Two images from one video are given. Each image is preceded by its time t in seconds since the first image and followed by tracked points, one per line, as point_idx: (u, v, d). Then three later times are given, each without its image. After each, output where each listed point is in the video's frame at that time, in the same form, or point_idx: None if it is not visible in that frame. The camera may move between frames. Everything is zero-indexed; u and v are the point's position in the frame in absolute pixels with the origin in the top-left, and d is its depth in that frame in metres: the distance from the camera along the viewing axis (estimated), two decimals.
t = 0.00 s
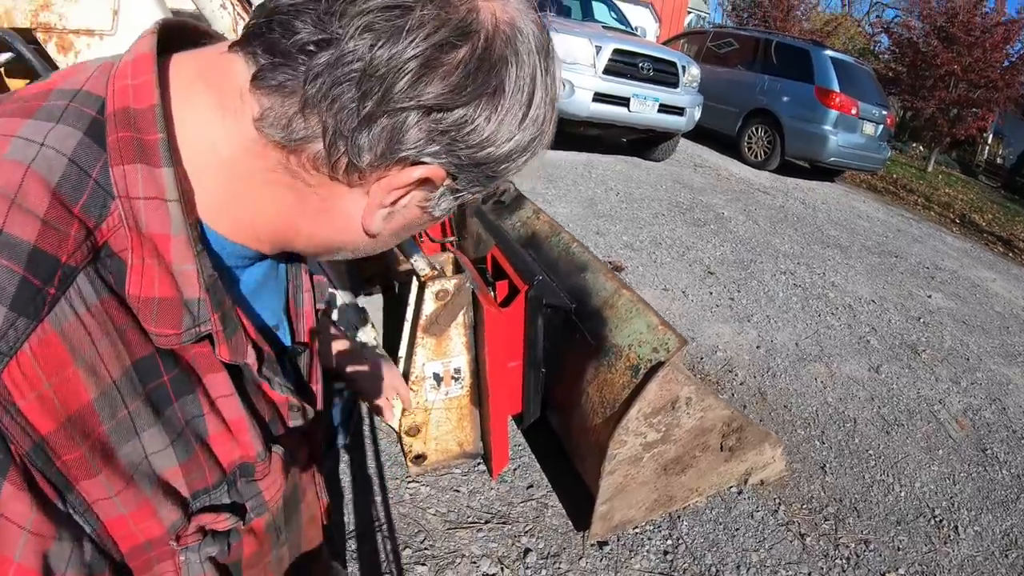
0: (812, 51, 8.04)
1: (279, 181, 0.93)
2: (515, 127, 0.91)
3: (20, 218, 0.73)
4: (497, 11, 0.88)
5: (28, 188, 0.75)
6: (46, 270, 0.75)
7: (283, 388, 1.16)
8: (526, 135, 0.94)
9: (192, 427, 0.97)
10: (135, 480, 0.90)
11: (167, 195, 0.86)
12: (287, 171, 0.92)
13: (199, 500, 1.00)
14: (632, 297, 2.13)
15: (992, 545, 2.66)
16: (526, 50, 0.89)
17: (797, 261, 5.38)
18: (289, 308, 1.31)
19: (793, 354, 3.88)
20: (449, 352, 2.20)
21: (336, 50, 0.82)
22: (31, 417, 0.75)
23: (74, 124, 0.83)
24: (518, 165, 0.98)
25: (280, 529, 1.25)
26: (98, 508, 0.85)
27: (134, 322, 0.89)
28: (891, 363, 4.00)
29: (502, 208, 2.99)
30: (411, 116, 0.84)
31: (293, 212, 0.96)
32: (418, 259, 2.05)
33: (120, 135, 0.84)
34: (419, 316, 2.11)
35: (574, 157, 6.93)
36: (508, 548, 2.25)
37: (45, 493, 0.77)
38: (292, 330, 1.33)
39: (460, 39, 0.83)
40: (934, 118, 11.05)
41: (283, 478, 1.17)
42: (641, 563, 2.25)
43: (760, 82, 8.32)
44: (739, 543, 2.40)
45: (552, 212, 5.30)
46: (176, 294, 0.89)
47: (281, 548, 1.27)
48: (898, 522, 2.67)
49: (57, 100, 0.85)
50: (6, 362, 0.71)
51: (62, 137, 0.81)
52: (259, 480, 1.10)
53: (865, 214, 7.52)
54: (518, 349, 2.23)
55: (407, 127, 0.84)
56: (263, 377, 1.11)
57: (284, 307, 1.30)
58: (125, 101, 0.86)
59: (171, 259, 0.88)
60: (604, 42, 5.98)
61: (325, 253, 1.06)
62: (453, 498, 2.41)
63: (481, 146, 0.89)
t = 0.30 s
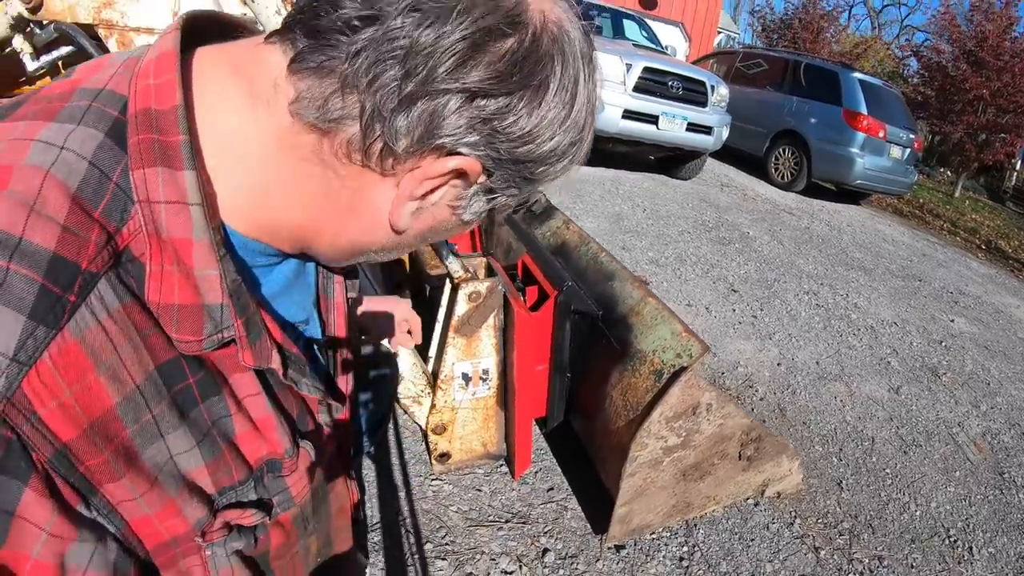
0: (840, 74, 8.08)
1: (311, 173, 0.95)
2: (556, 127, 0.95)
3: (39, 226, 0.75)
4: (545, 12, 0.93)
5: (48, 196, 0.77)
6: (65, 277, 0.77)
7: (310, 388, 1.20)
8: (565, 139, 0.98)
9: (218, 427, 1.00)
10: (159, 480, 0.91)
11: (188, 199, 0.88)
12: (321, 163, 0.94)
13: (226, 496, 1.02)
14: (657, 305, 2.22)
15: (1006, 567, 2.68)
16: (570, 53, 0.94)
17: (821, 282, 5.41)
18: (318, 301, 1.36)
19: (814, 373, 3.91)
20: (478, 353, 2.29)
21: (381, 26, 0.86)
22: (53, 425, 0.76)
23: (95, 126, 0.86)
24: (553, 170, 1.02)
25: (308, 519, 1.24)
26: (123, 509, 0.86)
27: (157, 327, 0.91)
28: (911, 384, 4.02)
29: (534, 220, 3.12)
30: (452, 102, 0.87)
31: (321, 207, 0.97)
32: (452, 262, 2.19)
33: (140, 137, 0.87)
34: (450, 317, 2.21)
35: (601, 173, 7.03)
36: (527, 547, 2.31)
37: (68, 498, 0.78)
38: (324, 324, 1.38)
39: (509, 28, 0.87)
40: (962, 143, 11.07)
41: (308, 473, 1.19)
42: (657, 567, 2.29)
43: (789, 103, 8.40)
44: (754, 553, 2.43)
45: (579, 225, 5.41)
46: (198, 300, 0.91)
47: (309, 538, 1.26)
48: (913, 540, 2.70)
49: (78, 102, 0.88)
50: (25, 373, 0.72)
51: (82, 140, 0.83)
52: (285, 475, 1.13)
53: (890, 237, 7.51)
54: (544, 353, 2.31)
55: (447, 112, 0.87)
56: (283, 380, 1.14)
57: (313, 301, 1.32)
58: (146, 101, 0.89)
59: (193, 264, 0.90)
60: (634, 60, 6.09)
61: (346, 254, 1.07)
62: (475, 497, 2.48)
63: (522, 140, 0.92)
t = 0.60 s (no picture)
0: (860, 70, 8.02)
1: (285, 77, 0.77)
2: None
3: (57, 191, 0.73)
4: None
5: (66, 158, 0.74)
6: (78, 242, 0.73)
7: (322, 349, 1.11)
8: None
9: (231, 392, 0.93)
10: (173, 444, 0.85)
11: (197, 155, 0.83)
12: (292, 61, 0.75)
13: (240, 464, 0.95)
14: (676, 294, 2.25)
15: None
16: None
17: (840, 279, 5.39)
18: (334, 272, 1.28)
19: (832, 368, 3.91)
20: (499, 341, 2.34)
21: None
22: (66, 382, 0.72)
23: (107, 92, 0.81)
24: None
25: (326, 496, 1.20)
26: (136, 472, 0.81)
27: (166, 287, 0.85)
28: (930, 381, 4.01)
29: (555, 213, 3.16)
30: None
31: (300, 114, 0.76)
32: (475, 251, 2.27)
33: (150, 100, 0.82)
34: (473, 305, 2.28)
35: (621, 170, 7.05)
36: (545, 535, 2.33)
37: (80, 457, 0.74)
38: (338, 296, 1.29)
39: None
40: (983, 141, 10.96)
41: (326, 442, 1.11)
42: (674, 557, 2.31)
43: (808, 100, 8.35)
44: (771, 545, 2.44)
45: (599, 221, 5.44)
46: (208, 252, 0.86)
47: (327, 516, 1.22)
48: (930, 535, 2.70)
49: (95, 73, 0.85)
50: (39, 331, 0.69)
51: (96, 106, 0.79)
52: (300, 445, 1.05)
53: (910, 235, 7.46)
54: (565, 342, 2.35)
55: None
56: (296, 340, 1.05)
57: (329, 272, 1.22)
58: (155, 69, 0.84)
59: (203, 219, 0.85)
60: (653, 57, 6.09)
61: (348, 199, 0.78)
62: (494, 485, 2.51)
63: None
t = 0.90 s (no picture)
0: (877, 64, 7.94)
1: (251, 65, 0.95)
2: None
3: (94, 186, 0.81)
4: None
5: (104, 158, 0.83)
6: (111, 234, 0.81)
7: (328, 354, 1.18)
8: None
9: (238, 387, 1.00)
10: (185, 434, 0.92)
11: (218, 161, 0.96)
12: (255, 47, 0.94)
13: (244, 462, 1.02)
14: (686, 293, 2.25)
15: None
16: None
17: (857, 275, 5.34)
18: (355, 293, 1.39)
19: (849, 366, 3.88)
20: (511, 341, 2.35)
21: None
22: (93, 364, 0.78)
23: (141, 98, 0.92)
24: None
25: (331, 505, 1.24)
26: (149, 458, 0.87)
27: (184, 286, 0.93)
28: (947, 378, 3.97)
29: (568, 212, 3.15)
30: None
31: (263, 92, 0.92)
32: (486, 251, 2.32)
33: (180, 108, 0.95)
34: (484, 305, 2.28)
35: (636, 168, 7.02)
36: (557, 533, 2.33)
37: (103, 435, 0.80)
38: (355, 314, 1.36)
39: None
40: (1003, 134, 10.79)
41: (328, 445, 1.16)
42: (686, 556, 2.31)
43: (825, 95, 8.26)
44: (784, 544, 2.43)
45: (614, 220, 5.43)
46: (222, 251, 0.95)
47: (333, 523, 1.26)
48: (946, 534, 2.67)
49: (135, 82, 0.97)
50: (73, 314, 0.76)
51: (132, 110, 0.90)
52: (302, 446, 1.11)
53: (928, 230, 7.36)
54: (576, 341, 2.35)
55: None
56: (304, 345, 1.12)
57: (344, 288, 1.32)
58: (188, 79, 0.97)
59: (222, 219, 0.96)
60: (667, 54, 6.07)
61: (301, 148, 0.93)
62: (507, 484, 2.51)
63: None
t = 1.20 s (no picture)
0: (889, 47, 7.81)
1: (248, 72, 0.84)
2: None
3: (65, 193, 0.78)
4: None
5: (74, 161, 0.79)
6: (83, 240, 0.78)
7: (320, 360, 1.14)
8: None
9: (227, 396, 0.98)
10: (167, 446, 0.90)
11: (196, 164, 0.91)
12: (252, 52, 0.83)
13: (236, 471, 1.00)
14: (698, 281, 2.18)
15: None
16: None
17: (875, 261, 5.24)
18: (349, 290, 1.29)
19: (868, 353, 3.80)
20: (520, 334, 2.29)
21: None
22: (64, 377, 0.76)
23: (116, 98, 0.88)
24: None
25: (331, 509, 1.22)
26: (130, 471, 0.86)
27: (163, 291, 0.90)
28: (968, 365, 3.88)
29: (577, 203, 3.09)
30: None
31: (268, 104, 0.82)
32: (492, 244, 2.23)
33: (156, 108, 0.90)
34: (491, 299, 2.23)
35: (648, 158, 6.93)
36: (571, 530, 2.28)
37: (76, 449, 0.78)
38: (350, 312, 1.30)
39: None
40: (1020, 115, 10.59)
41: (323, 453, 1.12)
42: (703, 552, 2.25)
43: (838, 79, 8.12)
44: (804, 538, 2.36)
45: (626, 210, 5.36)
46: (200, 258, 0.92)
47: (332, 529, 1.24)
48: (970, 525, 2.59)
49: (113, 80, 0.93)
50: (41, 325, 0.74)
51: (106, 110, 0.85)
52: (296, 454, 1.08)
53: (946, 215, 7.23)
54: (587, 333, 2.30)
55: None
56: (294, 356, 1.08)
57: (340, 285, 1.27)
58: (164, 77, 0.91)
59: (200, 225, 0.92)
60: (676, 41, 5.97)
61: (320, 166, 0.83)
62: (520, 480, 2.47)
63: None
